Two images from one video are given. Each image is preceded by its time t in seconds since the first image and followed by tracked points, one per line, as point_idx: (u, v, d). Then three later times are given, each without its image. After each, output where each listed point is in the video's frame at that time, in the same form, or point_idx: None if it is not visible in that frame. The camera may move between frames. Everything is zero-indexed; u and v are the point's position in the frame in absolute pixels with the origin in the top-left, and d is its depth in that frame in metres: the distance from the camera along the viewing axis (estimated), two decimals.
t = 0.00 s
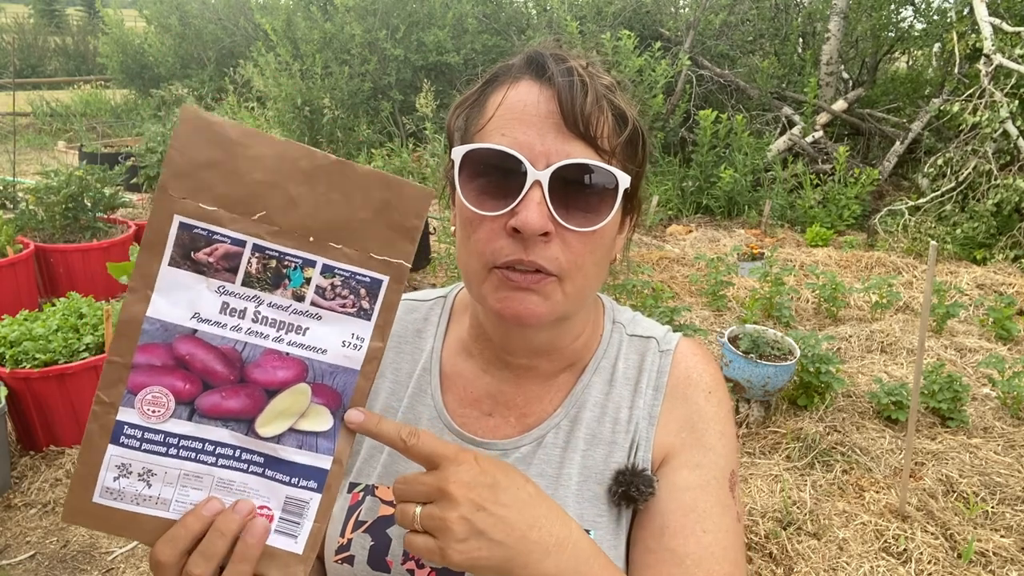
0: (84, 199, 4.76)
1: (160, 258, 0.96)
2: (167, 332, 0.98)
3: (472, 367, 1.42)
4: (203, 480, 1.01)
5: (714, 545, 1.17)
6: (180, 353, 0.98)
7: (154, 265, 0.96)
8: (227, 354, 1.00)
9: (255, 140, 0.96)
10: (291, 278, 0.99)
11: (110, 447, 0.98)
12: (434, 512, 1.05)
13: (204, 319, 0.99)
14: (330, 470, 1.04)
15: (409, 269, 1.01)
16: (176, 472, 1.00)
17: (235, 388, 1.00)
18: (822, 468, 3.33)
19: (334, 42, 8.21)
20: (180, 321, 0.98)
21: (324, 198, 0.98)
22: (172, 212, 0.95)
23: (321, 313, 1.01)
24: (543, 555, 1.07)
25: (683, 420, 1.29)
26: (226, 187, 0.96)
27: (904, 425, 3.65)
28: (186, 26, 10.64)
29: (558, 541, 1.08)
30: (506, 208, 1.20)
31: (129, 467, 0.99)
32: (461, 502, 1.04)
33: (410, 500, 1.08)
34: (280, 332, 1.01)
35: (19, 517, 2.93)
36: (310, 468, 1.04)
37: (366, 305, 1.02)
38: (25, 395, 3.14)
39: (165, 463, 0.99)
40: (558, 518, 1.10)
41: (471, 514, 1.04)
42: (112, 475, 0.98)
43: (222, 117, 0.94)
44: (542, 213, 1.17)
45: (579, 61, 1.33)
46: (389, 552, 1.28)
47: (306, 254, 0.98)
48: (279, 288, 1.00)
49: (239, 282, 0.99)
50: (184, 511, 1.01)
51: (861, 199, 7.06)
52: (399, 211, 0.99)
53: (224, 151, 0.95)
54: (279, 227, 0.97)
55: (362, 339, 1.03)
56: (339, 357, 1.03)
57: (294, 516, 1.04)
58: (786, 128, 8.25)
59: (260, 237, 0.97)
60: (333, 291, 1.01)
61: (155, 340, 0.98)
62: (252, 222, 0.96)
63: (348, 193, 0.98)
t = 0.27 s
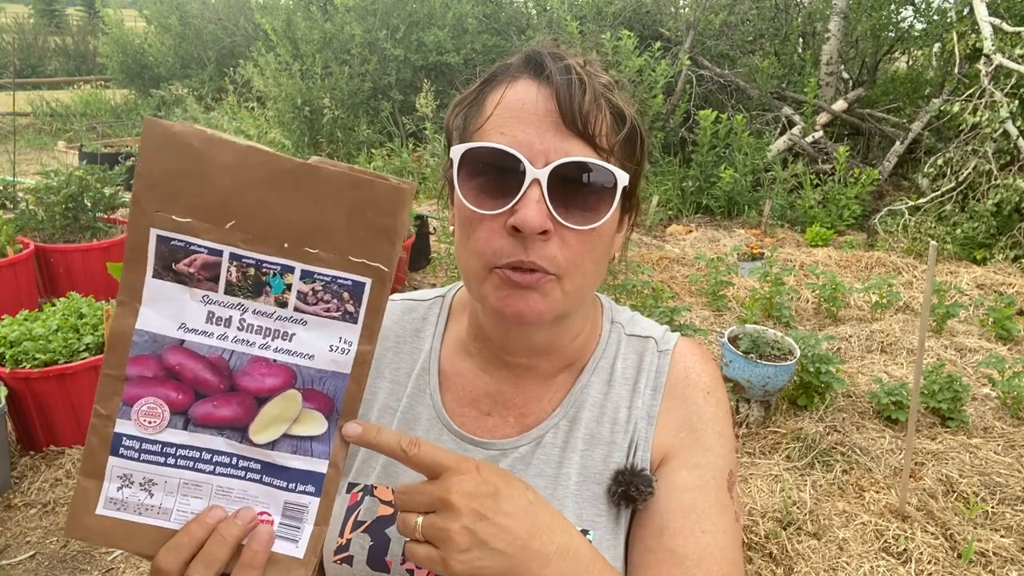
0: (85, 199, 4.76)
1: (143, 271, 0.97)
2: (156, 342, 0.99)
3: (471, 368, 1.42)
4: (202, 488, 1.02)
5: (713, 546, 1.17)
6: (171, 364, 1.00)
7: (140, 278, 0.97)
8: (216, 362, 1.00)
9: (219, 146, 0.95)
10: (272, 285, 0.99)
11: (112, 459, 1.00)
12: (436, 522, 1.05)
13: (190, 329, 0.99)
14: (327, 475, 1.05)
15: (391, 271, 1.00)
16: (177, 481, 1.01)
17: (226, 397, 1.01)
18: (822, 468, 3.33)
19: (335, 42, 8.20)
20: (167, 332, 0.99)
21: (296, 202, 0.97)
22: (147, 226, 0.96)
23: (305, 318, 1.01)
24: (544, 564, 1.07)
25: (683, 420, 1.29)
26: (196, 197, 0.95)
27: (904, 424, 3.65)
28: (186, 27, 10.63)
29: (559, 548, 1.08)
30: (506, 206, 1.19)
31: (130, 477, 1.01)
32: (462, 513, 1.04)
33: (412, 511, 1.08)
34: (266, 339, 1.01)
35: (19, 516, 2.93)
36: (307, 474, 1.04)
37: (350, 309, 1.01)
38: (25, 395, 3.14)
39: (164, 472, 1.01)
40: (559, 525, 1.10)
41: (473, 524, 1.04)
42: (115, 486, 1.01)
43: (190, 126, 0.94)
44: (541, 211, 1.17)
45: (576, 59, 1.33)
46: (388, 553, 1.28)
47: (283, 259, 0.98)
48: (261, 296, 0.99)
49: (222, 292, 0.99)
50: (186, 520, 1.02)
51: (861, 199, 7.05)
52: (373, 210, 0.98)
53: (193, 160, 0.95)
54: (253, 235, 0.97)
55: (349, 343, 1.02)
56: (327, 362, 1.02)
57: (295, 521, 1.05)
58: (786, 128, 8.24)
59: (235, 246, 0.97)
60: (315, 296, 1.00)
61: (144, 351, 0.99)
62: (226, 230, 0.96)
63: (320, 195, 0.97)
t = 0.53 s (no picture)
0: (85, 199, 4.76)
1: (137, 285, 0.95)
2: (147, 358, 0.97)
3: (471, 367, 1.42)
4: (193, 506, 1.01)
5: (713, 545, 1.17)
6: (161, 379, 0.98)
7: (131, 293, 0.95)
8: (209, 375, 1.00)
9: (224, 160, 0.95)
10: (269, 295, 0.99)
11: (95, 480, 0.97)
12: (430, 528, 1.06)
13: (184, 343, 0.98)
14: (321, 485, 1.06)
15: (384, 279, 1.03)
16: (165, 501, 1.00)
17: (219, 410, 1.01)
18: (822, 468, 3.33)
19: (335, 42, 8.20)
20: (160, 345, 0.98)
21: (297, 213, 0.98)
22: (146, 236, 0.94)
23: (301, 328, 1.02)
24: (543, 561, 1.07)
25: (682, 419, 1.29)
26: (199, 208, 0.95)
27: (904, 425, 3.65)
28: (187, 27, 10.63)
29: (557, 546, 1.08)
30: (504, 203, 1.19)
31: (116, 500, 0.98)
32: (454, 516, 1.04)
33: (408, 520, 1.09)
34: (261, 350, 1.01)
35: (19, 517, 2.93)
36: (301, 484, 1.05)
37: (344, 318, 1.03)
38: (25, 395, 3.14)
39: (152, 492, 0.99)
40: (556, 522, 1.10)
41: (465, 526, 1.04)
42: (99, 509, 0.98)
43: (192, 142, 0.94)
44: (539, 208, 1.17)
45: (574, 57, 1.33)
46: (388, 552, 1.28)
47: (282, 270, 0.99)
48: (258, 306, 1.00)
49: (217, 304, 0.98)
50: (175, 540, 1.00)
51: (861, 199, 7.05)
52: (372, 222, 1.01)
53: (196, 173, 0.95)
54: (255, 245, 0.97)
55: (343, 351, 1.04)
56: (321, 370, 1.04)
57: (289, 535, 1.05)
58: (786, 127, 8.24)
59: (236, 257, 0.97)
60: (311, 305, 1.01)
61: (136, 367, 0.97)
62: (227, 242, 0.96)
63: (320, 207, 0.99)
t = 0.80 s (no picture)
0: (85, 199, 4.76)
1: (141, 283, 0.95)
2: (153, 355, 0.97)
3: (470, 367, 1.42)
4: (198, 504, 1.01)
5: (714, 544, 1.17)
6: (166, 377, 0.98)
7: (135, 291, 0.95)
8: (215, 373, 1.00)
9: (228, 158, 0.95)
10: (273, 293, 1.00)
11: (101, 478, 0.97)
12: (433, 526, 1.06)
13: (189, 341, 0.98)
14: (326, 482, 1.06)
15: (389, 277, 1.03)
16: (170, 498, 1.00)
17: (224, 408, 1.01)
18: (822, 468, 3.33)
19: (334, 42, 8.20)
20: (165, 344, 0.97)
21: (302, 212, 0.98)
22: (150, 235, 0.94)
23: (305, 326, 1.02)
24: (544, 561, 1.07)
25: (682, 419, 1.29)
26: (204, 207, 0.95)
27: (904, 425, 3.65)
28: (187, 27, 10.63)
29: (558, 546, 1.08)
30: (503, 204, 1.19)
31: (121, 497, 0.98)
32: (459, 515, 1.05)
33: (411, 516, 1.09)
34: (266, 348, 1.01)
35: (19, 517, 2.93)
36: (307, 483, 1.05)
37: (349, 316, 1.03)
38: (25, 394, 3.14)
39: (157, 490, 0.99)
40: (558, 523, 1.10)
41: (469, 526, 1.05)
42: (105, 507, 0.98)
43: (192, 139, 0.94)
44: (538, 208, 1.17)
45: (573, 57, 1.33)
46: (389, 552, 1.29)
47: (286, 268, 0.99)
48: (262, 305, 1.00)
49: (222, 301, 0.98)
50: (181, 538, 1.01)
51: (861, 199, 7.04)
52: (377, 220, 1.01)
53: (200, 171, 0.95)
54: (259, 244, 0.97)
55: (348, 350, 1.04)
56: (326, 368, 1.04)
57: (294, 532, 1.05)
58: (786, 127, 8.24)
59: (241, 255, 0.97)
60: (316, 303, 1.01)
61: (141, 365, 0.97)
62: (232, 240, 0.96)
63: (325, 206, 0.99)
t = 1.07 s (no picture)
0: (85, 199, 4.76)
1: (141, 289, 0.95)
2: (155, 361, 0.97)
3: (471, 368, 1.42)
4: (204, 506, 1.01)
5: (715, 545, 1.17)
6: (170, 382, 0.98)
7: (135, 296, 0.95)
8: (218, 377, 1.00)
9: (227, 160, 0.95)
10: (276, 297, 1.00)
11: (106, 481, 0.98)
12: (434, 532, 1.06)
13: (192, 346, 0.98)
14: (331, 484, 1.06)
15: (394, 279, 1.02)
16: (176, 500, 1.00)
17: (228, 412, 1.01)
18: (822, 468, 3.33)
19: (334, 42, 8.20)
20: (167, 349, 0.98)
21: (303, 215, 0.98)
22: (151, 239, 0.94)
23: (309, 329, 1.02)
24: (545, 567, 1.07)
25: (683, 420, 1.29)
26: (202, 211, 0.95)
27: (904, 425, 3.65)
28: (187, 27, 10.63)
29: (559, 551, 1.08)
30: (504, 205, 1.19)
31: (128, 500, 0.98)
32: (460, 521, 1.05)
33: (412, 522, 1.09)
34: (269, 352, 1.01)
35: (19, 517, 2.93)
36: (311, 484, 1.05)
37: (353, 318, 1.03)
38: (25, 394, 3.14)
39: (163, 493, 0.99)
40: (559, 528, 1.10)
41: (470, 531, 1.05)
42: (111, 510, 0.98)
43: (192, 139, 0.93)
44: (540, 209, 1.17)
45: (574, 57, 1.33)
46: (389, 552, 1.29)
47: (289, 272, 0.99)
48: (265, 308, 1.00)
49: (224, 305, 0.98)
50: (187, 539, 1.01)
51: (860, 199, 7.04)
52: (380, 221, 1.01)
53: (197, 174, 0.94)
54: (260, 248, 0.97)
55: (352, 352, 1.04)
56: (331, 371, 1.04)
57: (301, 533, 1.05)
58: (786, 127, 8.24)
59: (241, 259, 0.97)
60: (320, 306, 1.01)
61: (143, 370, 0.97)
62: (232, 244, 0.96)
63: (328, 209, 0.99)
